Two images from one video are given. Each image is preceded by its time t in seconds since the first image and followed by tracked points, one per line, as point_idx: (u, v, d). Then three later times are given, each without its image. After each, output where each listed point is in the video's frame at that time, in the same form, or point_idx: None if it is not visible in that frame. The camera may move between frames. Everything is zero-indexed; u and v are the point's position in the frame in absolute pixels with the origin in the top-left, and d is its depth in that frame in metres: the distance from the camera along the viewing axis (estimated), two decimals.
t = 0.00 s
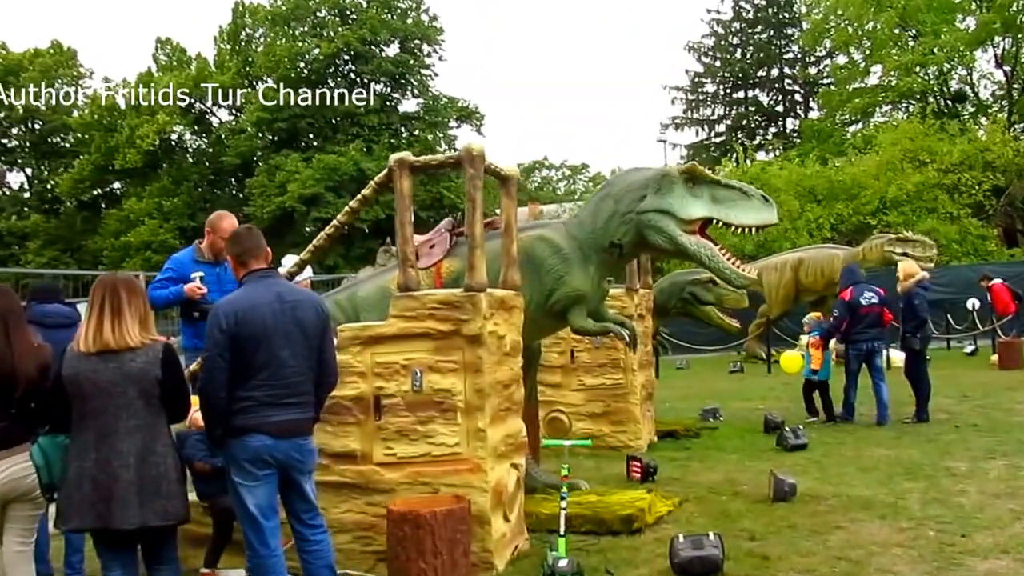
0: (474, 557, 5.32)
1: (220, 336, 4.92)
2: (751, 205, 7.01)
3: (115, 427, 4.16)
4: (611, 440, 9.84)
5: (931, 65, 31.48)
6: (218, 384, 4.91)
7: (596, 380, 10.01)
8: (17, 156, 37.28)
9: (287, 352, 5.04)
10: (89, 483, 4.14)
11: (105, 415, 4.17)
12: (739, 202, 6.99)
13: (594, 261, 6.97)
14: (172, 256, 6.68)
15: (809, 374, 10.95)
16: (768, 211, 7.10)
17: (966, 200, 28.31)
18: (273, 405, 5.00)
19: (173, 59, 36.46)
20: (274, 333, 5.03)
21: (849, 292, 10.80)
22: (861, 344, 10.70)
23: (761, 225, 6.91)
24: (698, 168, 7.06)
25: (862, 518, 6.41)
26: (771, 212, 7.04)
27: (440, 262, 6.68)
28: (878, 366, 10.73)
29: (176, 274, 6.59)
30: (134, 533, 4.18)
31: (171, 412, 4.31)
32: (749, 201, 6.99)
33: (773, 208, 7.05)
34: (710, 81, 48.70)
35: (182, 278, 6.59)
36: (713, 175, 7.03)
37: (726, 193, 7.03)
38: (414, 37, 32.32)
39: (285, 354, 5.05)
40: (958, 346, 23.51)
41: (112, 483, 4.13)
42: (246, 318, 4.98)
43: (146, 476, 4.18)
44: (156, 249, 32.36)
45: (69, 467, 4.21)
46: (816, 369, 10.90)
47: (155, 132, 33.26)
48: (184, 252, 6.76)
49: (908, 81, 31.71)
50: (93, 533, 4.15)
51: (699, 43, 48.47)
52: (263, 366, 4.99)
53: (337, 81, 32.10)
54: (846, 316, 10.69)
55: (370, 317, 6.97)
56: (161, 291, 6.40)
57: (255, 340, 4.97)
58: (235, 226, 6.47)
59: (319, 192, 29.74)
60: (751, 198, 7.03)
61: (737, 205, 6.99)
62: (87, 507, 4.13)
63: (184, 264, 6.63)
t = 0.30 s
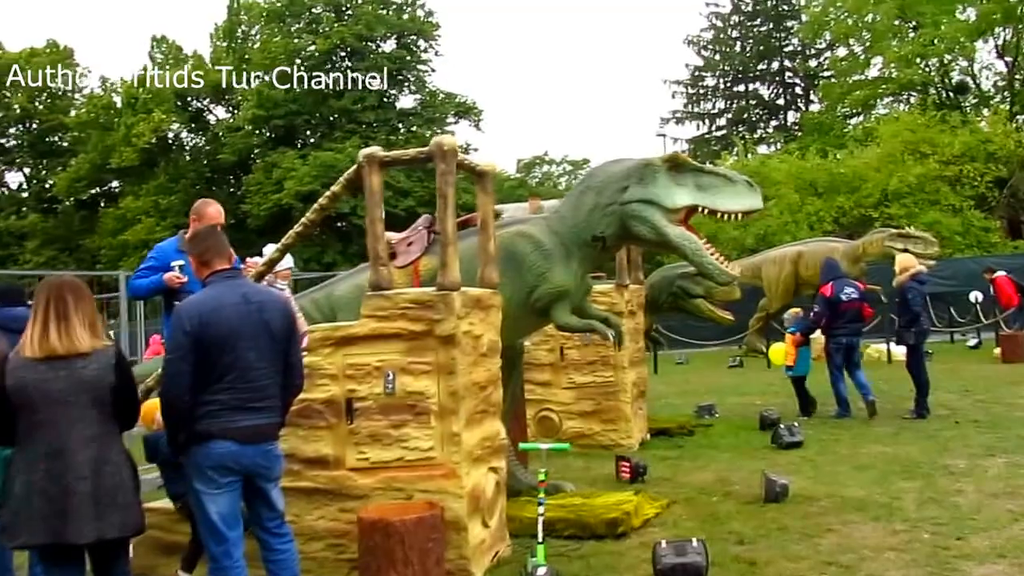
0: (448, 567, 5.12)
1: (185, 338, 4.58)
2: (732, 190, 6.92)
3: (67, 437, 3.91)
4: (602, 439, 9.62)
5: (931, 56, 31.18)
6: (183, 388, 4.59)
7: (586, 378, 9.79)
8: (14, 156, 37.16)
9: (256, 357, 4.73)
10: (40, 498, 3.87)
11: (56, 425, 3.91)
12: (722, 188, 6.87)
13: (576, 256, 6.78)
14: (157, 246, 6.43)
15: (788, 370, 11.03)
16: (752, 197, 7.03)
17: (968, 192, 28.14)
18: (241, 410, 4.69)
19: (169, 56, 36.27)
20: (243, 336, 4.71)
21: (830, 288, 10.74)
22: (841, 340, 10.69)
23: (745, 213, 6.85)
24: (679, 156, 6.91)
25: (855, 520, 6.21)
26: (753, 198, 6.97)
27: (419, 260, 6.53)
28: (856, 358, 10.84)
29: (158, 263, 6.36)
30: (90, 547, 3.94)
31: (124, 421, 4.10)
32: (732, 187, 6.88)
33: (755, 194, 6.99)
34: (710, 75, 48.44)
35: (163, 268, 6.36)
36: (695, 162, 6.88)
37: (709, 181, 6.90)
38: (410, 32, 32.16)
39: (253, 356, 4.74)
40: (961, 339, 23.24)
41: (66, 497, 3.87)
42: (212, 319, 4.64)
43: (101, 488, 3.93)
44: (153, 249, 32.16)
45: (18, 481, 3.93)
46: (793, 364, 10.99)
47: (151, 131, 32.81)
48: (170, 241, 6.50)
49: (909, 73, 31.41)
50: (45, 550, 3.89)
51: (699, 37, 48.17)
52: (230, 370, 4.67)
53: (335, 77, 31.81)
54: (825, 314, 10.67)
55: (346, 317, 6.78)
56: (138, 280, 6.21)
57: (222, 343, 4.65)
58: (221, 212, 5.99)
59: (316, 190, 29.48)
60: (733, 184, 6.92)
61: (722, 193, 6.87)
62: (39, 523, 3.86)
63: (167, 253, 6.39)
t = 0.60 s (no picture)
0: None
1: (147, 337, 4.37)
2: (714, 177, 6.69)
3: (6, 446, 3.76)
4: (591, 439, 9.42)
5: (931, 48, 30.93)
6: (144, 390, 4.38)
7: (574, 377, 9.61)
8: (7, 157, 37.00)
9: (222, 356, 4.53)
10: None
11: None
12: (705, 177, 6.65)
13: (556, 251, 6.58)
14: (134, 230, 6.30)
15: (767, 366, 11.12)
16: (735, 184, 6.78)
17: (969, 184, 27.80)
18: (207, 411, 4.50)
19: (161, 55, 36.05)
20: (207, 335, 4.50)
21: (814, 284, 10.78)
22: (823, 335, 10.64)
23: (730, 200, 6.61)
24: (660, 144, 6.71)
25: (844, 522, 6.01)
26: (738, 185, 6.73)
27: (393, 257, 6.43)
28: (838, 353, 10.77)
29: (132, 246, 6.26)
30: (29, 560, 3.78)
31: (67, 426, 3.93)
32: (715, 175, 6.65)
33: (740, 181, 6.76)
34: (708, 69, 48.18)
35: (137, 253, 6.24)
36: (677, 151, 6.66)
37: (692, 168, 6.67)
38: (405, 28, 31.91)
39: (218, 356, 4.54)
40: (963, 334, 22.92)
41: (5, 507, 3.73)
42: (175, 317, 4.44)
43: (41, 499, 3.77)
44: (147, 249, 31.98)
45: None
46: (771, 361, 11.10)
47: (141, 130, 32.75)
48: (146, 227, 6.39)
49: (907, 65, 31.12)
50: None
51: (696, 31, 47.89)
52: (193, 370, 4.46)
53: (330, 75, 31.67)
54: (809, 308, 10.65)
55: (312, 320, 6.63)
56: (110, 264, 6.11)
57: (185, 342, 4.44)
58: (196, 196, 6.00)
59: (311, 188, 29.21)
60: (716, 172, 6.69)
61: (705, 180, 6.65)
62: None
63: (140, 238, 6.29)
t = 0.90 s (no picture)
0: None
1: (102, 343, 3.91)
2: (693, 173, 6.49)
3: None
4: (581, 441, 9.23)
5: (933, 41, 30.47)
6: (101, 399, 3.93)
7: (563, 377, 9.41)
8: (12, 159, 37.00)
9: (183, 361, 4.07)
10: None
11: None
12: (684, 172, 6.47)
13: (533, 251, 6.45)
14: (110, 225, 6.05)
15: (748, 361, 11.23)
16: (716, 182, 6.63)
17: (972, 179, 27.62)
18: (168, 418, 4.05)
19: (163, 55, 35.98)
20: (168, 339, 4.05)
21: (797, 280, 10.77)
22: (806, 333, 10.67)
23: (709, 197, 6.45)
24: (638, 142, 6.57)
25: (830, 526, 5.86)
26: (718, 182, 6.57)
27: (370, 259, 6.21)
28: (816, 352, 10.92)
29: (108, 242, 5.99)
30: None
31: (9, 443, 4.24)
32: (694, 170, 6.47)
33: (721, 178, 6.59)
34: (711, 65, 47.94)
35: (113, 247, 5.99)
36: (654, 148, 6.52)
37: (670, 165, 6.52)
38: (405, 27, 31.75)
39: (182, 360, 4.08)
40: (966, 330, 22.75)
41: None
42: (132, 319, 3.99)
43: None
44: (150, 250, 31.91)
45: None
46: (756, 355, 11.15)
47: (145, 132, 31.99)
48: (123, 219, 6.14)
49: (910, 59, 30.81)
50: None
51: (698, 27, 47.65)
52: (153, 377, 4.01)
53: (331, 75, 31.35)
54: (796, 306, 10.64)
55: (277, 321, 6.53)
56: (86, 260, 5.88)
57: (143, 346, 3.98)
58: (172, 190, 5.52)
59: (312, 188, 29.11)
60: (696, 168, 6.52)
61: (684, 177, 6.48)
62: None
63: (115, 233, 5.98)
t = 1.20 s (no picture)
0: None
1: (59, 349, 3.69)
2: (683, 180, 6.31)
3: None
4: (573, 444, 9.03)
5: (940, 37, 30.17)
6: (57, 408, 3.70)
7: (555, 379, 9.18)
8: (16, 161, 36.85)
9: (145, 367, 3.84)
10: None
11: None
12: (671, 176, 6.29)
13: (515, 253, 6.27)
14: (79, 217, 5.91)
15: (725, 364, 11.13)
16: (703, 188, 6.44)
17: (979, 175, 27.26)
18: (129, 427, 3.82)
19: (165, 56, 35.88)
20: (129, 345, 3.83)
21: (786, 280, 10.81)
22: (792, 333, 10.75)
23: (697, 203, 6.26)
24: (626, 144, 6.40)
25: (820, 534, 5.68)
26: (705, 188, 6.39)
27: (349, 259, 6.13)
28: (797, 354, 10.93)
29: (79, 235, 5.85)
30: None
31: None
32: (682, 175, 6.29)
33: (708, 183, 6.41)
34: (717, 63, 47.65)
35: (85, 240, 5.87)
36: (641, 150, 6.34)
37: (656, 169, 6.33)
38: (407, 27, 31.63)
39: (144, 366, 3.85)
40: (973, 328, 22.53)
41: None
42: (91, 324, 3.76)
43: None
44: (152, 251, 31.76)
45: None
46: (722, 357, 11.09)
47: (145, 130, 32.22)
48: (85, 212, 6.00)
49: (917, 55, 30.48)
50: None
51: (704, 24, 47.37)
52: (112, 384, 3.78)
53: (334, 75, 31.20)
54: (786, 305, 10.67)
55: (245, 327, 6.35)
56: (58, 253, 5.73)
57: (102, 352, 3.76)
58: (148, 178, 5.70)
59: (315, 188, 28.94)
60: (683, 173, 6.34)
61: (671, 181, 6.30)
62: None
63: (87, 224, 5.86)
